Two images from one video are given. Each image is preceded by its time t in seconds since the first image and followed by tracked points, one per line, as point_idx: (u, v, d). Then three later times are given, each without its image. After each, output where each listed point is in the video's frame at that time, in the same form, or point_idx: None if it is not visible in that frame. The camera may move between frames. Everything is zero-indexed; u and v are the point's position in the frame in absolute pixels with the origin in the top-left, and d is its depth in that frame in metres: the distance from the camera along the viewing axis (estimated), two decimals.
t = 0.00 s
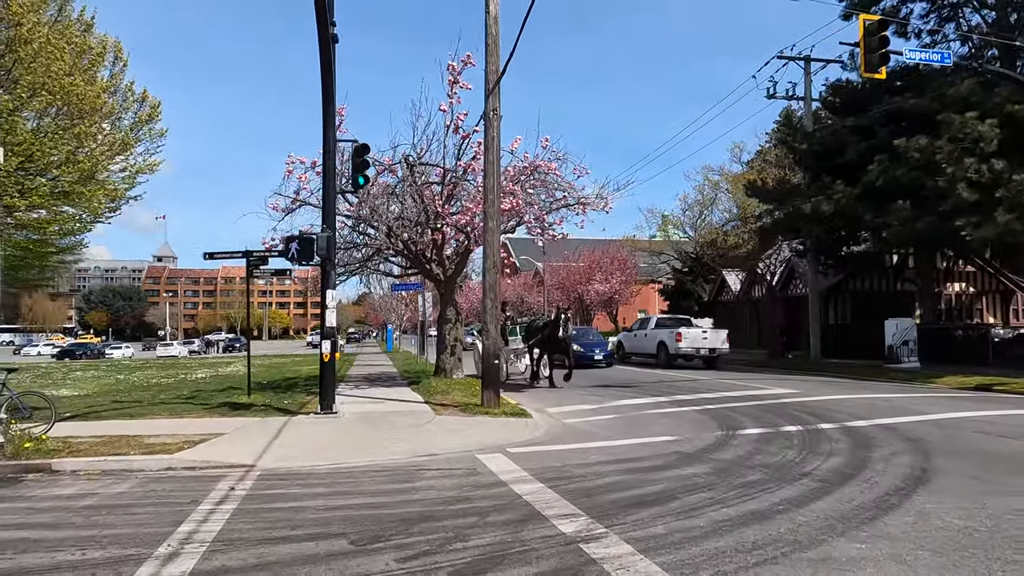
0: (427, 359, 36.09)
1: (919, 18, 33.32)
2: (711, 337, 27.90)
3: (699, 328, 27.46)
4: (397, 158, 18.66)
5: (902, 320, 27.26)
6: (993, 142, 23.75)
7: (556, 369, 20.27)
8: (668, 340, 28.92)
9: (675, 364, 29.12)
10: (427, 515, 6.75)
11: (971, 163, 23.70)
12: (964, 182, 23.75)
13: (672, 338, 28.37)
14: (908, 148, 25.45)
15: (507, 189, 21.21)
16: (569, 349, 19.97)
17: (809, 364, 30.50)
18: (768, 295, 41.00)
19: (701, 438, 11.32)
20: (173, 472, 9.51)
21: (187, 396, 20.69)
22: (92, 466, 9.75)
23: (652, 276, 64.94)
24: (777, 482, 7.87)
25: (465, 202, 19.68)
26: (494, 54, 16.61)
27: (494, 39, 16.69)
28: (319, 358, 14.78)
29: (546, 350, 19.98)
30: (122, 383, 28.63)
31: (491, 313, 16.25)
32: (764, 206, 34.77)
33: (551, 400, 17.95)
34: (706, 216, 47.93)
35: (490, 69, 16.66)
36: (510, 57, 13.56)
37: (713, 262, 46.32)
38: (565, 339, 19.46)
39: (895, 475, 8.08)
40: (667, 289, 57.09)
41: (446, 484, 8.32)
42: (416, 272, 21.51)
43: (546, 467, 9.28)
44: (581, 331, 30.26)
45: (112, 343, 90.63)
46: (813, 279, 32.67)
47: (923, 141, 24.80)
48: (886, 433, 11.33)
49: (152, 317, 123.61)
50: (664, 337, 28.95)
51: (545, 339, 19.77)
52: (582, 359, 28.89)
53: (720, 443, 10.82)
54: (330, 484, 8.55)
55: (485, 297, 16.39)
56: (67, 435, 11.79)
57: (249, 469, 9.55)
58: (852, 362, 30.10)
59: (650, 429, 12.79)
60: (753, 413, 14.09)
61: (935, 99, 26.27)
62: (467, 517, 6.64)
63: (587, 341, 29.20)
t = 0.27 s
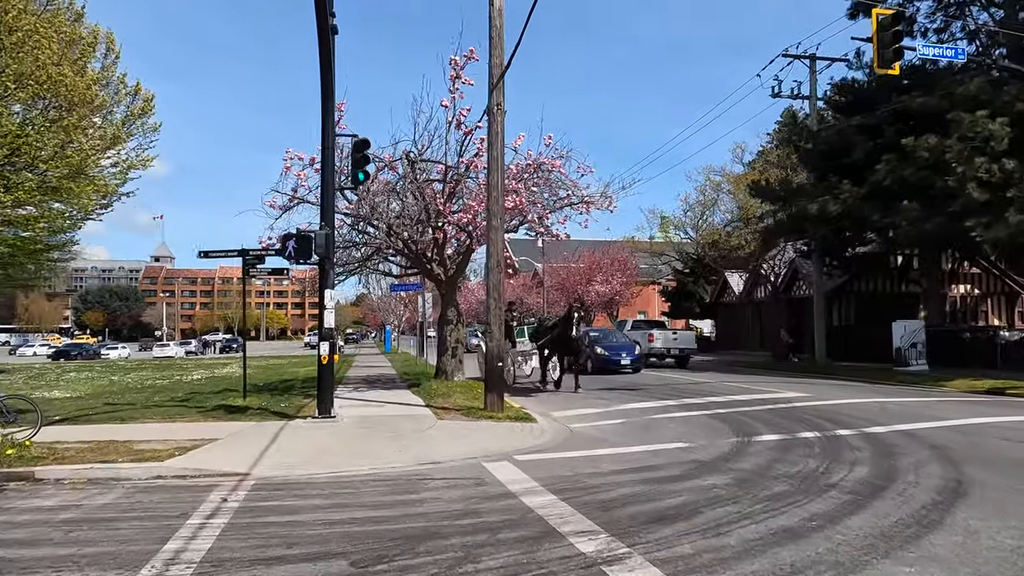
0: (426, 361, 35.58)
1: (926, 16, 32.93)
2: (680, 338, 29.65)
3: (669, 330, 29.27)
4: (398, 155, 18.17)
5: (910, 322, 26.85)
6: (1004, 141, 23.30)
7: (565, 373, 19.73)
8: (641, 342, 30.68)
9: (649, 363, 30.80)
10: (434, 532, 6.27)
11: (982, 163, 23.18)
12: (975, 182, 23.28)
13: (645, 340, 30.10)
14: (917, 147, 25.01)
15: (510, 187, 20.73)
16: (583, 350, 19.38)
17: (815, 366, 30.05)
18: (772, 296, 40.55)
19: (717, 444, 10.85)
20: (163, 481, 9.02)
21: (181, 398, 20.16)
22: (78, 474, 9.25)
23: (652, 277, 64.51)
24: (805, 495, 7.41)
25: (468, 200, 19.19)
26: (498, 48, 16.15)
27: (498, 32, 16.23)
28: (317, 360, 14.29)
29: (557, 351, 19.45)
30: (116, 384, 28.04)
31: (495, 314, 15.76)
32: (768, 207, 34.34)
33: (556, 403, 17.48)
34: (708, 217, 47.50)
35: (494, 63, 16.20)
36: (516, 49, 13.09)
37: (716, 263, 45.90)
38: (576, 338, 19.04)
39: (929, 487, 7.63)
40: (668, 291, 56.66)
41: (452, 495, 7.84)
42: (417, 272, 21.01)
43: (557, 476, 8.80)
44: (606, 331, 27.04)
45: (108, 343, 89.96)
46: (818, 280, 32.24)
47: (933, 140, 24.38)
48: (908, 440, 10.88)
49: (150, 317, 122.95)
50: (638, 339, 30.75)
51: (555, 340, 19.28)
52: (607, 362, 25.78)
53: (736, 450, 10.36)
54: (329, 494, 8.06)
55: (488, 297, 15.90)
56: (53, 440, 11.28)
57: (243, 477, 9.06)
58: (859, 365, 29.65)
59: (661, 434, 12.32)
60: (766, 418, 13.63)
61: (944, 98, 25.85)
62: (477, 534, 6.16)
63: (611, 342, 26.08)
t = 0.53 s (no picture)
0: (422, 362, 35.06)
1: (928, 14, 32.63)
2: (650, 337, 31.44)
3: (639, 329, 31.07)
4: (395, 150, 17.70)
5: (914, 323, 26.49)
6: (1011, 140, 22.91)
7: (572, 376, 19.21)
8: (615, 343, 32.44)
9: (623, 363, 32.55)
10: (435, 549, 5.81)
11: (990, 161, 22.74)
12: (981, 181, 22.89)
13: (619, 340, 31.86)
14: (922, 145, 24.63)
15: (510, 184, 20.28)
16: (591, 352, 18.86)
17: (818, 368, 29.67)
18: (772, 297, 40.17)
19: (728, 450, 10.42)
20: (148, 489, 8.54)
21: (172, 400, 19.66)
22: (58, 482, 8.77)
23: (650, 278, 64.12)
24: (828, 505, 6.97)
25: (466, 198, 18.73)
26: (498, 41, 15.71)
27: (499, 25, 15.78)
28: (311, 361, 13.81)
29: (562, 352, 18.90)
30: (107, 386, 27.46)
31: (495, 314, 15.28)
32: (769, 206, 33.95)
33: (557, 406, 17.02)
34: (707, 217, 47.14)
35: (494, 56, 15.75)
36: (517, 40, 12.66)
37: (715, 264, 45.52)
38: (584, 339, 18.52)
39: (959, 496, 7.21)
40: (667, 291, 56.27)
41: (452, 506, 7.39)
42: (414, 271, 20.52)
43: (564, 484, 8.35)
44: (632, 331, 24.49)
45: (102, 343, 89.24)
46: (820, 281, 31.88)
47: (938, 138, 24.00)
48: (926, 445, 10.46)
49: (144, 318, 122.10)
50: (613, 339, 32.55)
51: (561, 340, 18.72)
52: (636, 366, 23.18)
53: (749, 456, 9.92)
54: (322, 505, 7.60)
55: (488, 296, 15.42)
56: (34, 445, 10.79)
57: (232, 486, 8.59)
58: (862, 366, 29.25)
59: (668, 439, 11.86)
60: (775, 422, 13.19)
61: (948, 95, 25.49)
62: (482, 550, 5.71)
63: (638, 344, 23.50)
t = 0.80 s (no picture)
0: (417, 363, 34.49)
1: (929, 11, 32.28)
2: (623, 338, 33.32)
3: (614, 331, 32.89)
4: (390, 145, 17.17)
5: (916, 323, 26.12)
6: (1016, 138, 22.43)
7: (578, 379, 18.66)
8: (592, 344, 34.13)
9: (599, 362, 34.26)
10: (430, 572, 5.31)
11: (993, 160, 22.27)
12: (985, 179, 22.48)
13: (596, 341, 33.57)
14: (924, 142, 24.24)
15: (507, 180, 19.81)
16: (601, 354, 18.27)
17: (818, 368, 29.29)
18: (771, 296, 39.80)
19: (738, 457, 9.94)
20: (125, 501, 8.02)
21: (158, 402, 19.08)
22: (28, 492, 8.23)
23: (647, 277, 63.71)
24: (853, 520, 6.50)
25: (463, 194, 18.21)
26: (496, 32, 15.20)
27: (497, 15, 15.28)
28: (301, 363, 13.28)
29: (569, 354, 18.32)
30: (95, 386, 26.85)
31: (492, 314, 14.75)
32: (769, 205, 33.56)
33: (557, 409, 16.53)
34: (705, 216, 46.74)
35: (492, 47, 15.24)
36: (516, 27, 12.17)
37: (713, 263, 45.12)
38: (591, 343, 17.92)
39: (990, 509, 6.76)
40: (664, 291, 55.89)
41: (449, 520, 6.89)
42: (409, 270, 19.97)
43: (568, 495, 7.86)
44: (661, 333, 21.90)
45: (93, 343, 88.32)
46: (820, 280, 31.50)
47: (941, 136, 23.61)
48: (944, 452, 10.01)
49: (136, 317, 121.02)
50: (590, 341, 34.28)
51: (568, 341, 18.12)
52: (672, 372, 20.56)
53: (761, 463, 9.45)
54: (309, 519, 7.08)
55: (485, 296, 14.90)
56: (7, 451, 10.23)
57: (215, 497, 8.06)
58: (863, 367, 28.86)
59: (674, 444, 11.38)
60: (783, 426, 12.73)
61: (951, 93, 25.10)
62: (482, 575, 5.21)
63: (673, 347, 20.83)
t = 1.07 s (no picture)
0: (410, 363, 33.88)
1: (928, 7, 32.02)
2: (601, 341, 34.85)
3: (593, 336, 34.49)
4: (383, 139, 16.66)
5: (917, 322, 25.79)
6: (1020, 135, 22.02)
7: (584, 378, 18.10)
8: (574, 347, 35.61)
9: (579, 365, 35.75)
10: None
11: (998, 156, 21.87)
12: (987, 176, 22.12)
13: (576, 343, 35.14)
14: (926, 139, 23.90)
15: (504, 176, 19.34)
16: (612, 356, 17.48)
17: (817, 368, 28.93)
18: (768, 296, 39.47)
19: (748, 461, 9.50)
20: (97, 511, 7.47)
21: (143, 404, 18.50)
22: None
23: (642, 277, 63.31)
24: (882, 532, 6.06)
25: (458, 189, 17.72)
26: (493, 20, 14.72)
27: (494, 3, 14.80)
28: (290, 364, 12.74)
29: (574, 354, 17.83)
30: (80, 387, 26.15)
31: (489, 313, 14.25)
32: (767, 203, 33.18)
33: (556, 410, 16.05)
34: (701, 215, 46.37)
35: (489, 36, 14.76)
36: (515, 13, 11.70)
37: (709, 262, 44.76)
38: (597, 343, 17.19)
39: None
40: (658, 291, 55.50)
41: (447, 532, 6.40)
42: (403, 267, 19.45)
43: (573, 503, 7.38)
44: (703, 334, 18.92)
45: (82, 343, 87.15)
46: (818, 279, 31.17)
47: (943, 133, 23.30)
48: (962, 455, 9.60)
49: (126, 317, 119.69)
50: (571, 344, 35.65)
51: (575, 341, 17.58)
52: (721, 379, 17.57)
53: (773, 468, 9.00)
54: (297, 531, 6.57)
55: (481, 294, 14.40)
56: None
57: (195, 506, 7.54)
58: (862, 367, 28.53)
59: (680, 448, 10.92)
60: (791, 428, 12.30)
61: (953, 88, 24.79)
62: None
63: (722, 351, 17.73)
